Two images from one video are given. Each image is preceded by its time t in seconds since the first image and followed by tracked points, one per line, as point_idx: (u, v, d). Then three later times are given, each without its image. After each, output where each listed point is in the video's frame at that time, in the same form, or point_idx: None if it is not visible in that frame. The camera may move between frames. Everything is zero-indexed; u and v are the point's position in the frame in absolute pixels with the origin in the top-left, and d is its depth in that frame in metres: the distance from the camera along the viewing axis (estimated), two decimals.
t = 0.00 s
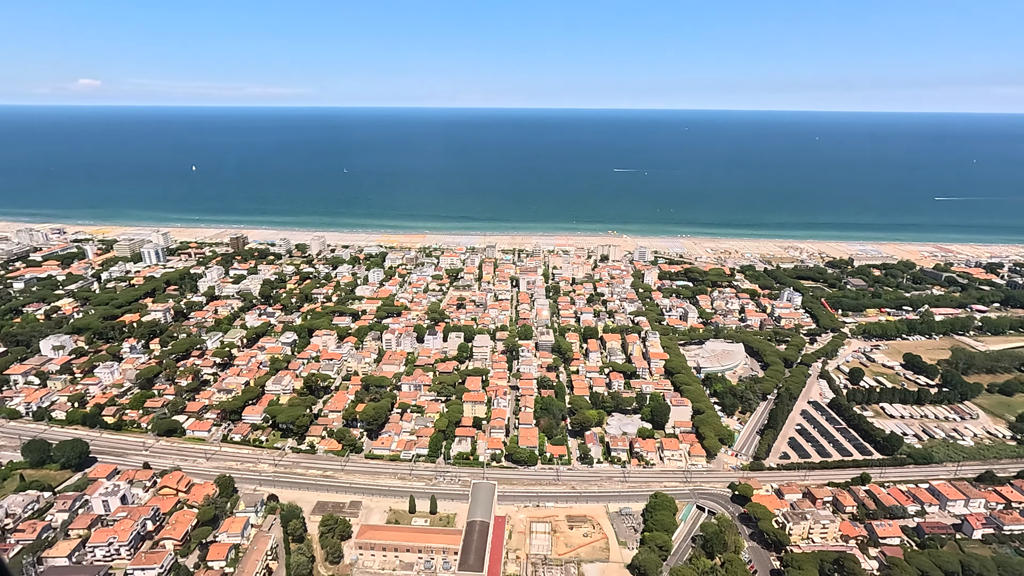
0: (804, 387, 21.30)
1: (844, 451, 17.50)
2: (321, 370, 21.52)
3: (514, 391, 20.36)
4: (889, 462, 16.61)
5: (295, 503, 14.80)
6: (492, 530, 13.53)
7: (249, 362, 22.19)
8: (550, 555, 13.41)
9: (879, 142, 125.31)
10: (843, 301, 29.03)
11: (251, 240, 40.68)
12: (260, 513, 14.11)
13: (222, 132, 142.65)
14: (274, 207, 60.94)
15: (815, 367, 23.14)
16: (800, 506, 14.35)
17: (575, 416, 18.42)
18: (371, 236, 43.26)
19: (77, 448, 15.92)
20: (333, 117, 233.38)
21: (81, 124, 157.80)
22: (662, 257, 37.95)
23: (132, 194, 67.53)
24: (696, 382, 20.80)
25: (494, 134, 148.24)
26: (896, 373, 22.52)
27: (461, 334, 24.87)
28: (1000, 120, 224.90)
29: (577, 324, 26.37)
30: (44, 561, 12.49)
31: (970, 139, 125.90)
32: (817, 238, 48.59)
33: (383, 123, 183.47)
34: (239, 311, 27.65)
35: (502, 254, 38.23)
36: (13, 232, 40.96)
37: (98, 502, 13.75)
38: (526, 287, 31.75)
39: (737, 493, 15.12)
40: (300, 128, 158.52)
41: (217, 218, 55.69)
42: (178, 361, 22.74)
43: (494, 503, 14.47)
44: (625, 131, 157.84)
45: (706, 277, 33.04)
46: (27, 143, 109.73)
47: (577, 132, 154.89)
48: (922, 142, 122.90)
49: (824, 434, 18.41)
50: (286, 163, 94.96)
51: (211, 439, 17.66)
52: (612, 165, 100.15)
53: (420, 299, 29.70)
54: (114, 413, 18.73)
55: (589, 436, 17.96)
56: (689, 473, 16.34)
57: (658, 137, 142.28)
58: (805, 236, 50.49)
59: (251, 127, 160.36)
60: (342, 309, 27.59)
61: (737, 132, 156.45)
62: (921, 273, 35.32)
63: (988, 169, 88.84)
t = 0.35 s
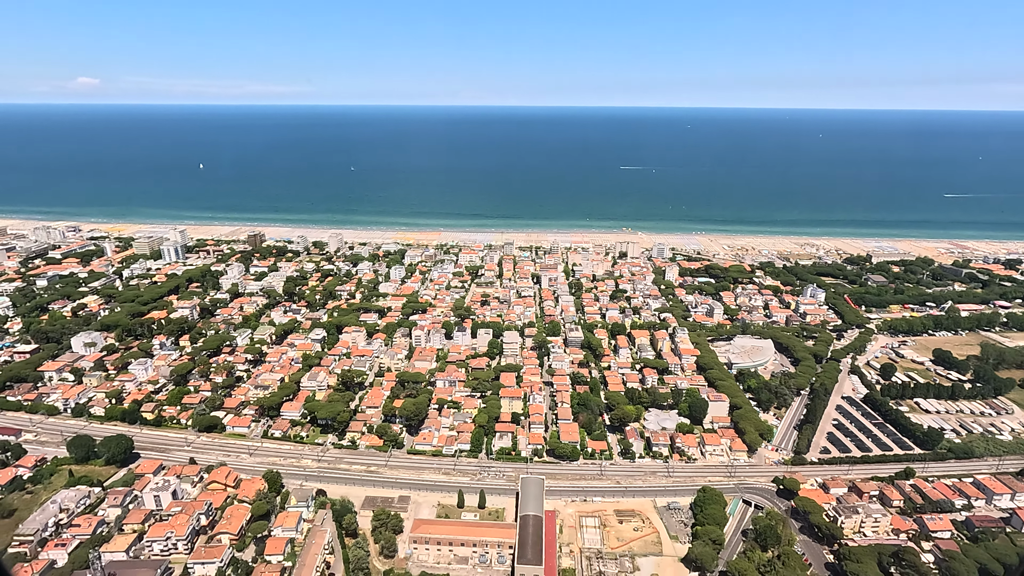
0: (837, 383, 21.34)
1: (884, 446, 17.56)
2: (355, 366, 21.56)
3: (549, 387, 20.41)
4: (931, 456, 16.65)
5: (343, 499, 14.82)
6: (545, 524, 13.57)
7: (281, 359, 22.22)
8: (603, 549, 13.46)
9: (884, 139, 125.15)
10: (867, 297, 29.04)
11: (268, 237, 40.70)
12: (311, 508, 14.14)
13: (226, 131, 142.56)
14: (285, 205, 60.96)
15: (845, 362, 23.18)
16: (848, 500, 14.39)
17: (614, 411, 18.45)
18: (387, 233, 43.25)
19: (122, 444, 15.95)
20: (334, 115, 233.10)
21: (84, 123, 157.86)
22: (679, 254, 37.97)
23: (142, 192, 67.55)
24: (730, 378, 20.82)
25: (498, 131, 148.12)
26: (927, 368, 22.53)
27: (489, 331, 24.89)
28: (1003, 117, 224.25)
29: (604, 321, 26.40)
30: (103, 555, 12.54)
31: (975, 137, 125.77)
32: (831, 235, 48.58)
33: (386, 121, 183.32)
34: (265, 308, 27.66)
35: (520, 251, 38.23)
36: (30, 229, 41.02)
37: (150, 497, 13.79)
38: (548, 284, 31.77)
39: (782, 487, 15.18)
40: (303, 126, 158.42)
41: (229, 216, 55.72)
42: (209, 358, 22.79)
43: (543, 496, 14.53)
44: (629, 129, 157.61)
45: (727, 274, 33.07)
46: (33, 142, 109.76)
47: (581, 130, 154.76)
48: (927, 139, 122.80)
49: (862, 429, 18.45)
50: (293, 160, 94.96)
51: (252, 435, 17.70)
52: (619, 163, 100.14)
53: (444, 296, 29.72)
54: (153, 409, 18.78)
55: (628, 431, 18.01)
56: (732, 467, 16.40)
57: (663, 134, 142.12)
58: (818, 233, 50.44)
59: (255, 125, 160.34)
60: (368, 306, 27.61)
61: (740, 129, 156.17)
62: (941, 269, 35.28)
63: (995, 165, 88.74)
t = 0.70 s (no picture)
0: (871, 378, 21.37)
1: (923, 440, 17.62)
2: (387, 362, 21.61)
3: (584, 383, 20.46)
4: (972, 451, 16.71)
5: (391, 493, 14.87)
6: (597, 517, 13.62)
7: (313, 354, 22.24)
8: (656, 543, 13.51)
9: (889, 136, 125.12)
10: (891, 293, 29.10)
11: (285, 235, 40.70)
12: (362, 503, 14.17)
13: (230, 128, 142.36)
14: (296, 202, 60.95)
15: (875, 358, 23.23)
16: (897, 494, 14.42)
17: (652, 406, 18.48)
18: (403, 230, 43.24)
19: (167, 439, 16.00)
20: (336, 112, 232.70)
21: (87, 120, 157.70)
22: (697, 250, 37.99)
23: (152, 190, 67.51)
24: (763, 373, 20.86)
25: (501, 129, 148.02)
26: (957, 364, 22.59)
27: (518, 327, 24.92)
28: (1006, 114, 223.93)
29: (630, 317, 26.43)
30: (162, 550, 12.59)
31: (980, 134, 125.74)
32: (844, 232, 48.60)
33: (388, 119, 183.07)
34: (290, 304, 27.68)
35: (538, 248, 38.23)
36: (47, 227, 41.01)
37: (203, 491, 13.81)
38: (569, 280, 31.78)
39: (828, 481, 15.22)
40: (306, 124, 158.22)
41: (242, 214, 55.76)
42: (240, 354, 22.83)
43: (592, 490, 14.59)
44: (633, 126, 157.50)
45: (747, 270, 33.09)
46: (38, 140, 109.63)
47: (585, 127, 154.66)
48: (932, 136, 122.73)
49: (899, 424, 18.51)
50: (300, 158, 94.92)
51: (292, 430, 17.73)
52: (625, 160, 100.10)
53: (467, 293, 29.73)
54: (191, 405, 18.81)
55: (668, 425, 18.04)
56: (774, 462, 16.45)
57: (667, 132, 142.01)
58: (831, 230, 50.49)
59: (258, 123, 160.05)
60: (394, 302, 27.65)
61: (744, 126, 156.04)
62: (961, 265, 35.30)
63: (1002, 162, 88.72)
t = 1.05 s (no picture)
0: (904, 373, 21.39)
1: (963, 434, 17.66)
2: (420, 358, 21.64)
3: (619, 379, 20.48)
4: (1013, 445, 16.75)
5: (440, 488, 14.90)
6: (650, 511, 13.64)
7: (345, 351, 22.26)
8: (709, 536, 13.54)
9: (895, 133, 125.01)
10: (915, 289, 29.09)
11: (302, 232, 40.68)
12: (413, 497, 14.24)
13: (234, 126, 142.23)
14: (307, 200, 60.91)
15: (905, 353, 23.24)
16: (945, 488, 14.51)
17: (691, 401, 18.52)
18: (419, 227, 43.19)
19: (212, 435, 16.02)
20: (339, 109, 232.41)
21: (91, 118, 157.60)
22: (716, 247, 37.98)
23: (163, 188, 67.49)
24: (797, 369, 20.89)
25: (506, 127, 147.86)
26: (988, 359, 22.61)
27: (546, 323, 24.94)
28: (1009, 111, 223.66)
29: (657, 313, 26.45)
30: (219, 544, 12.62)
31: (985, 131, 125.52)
32: (858, 229, 48.56)
33: (392, 116, 182.76)
34: (316, 301, 27.68)
35: (557, 245, 38.20)
36: (64, 225, 40.97)
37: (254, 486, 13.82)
38: (591, 277, 31.79)
39: (874, 475, 15.27)
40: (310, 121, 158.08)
41: (255, 212, 55.77)
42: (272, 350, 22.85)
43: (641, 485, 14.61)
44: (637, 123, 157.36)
45: (769, 267, 33.10)
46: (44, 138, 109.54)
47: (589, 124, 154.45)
48: (937, 132, 122.61)
49: (937, 419, 18.55)
50: (307, 155, 94.86)
51: (333, 426, 17.77)
52: (632, 157, 100.00)
53: (491, 289, 29.72)
54: (229, 401, 18.84)
55: (707, 420, 18.08)
56: (817, 457, 16.50)
57: (672, 129, 141.86)
58: (845, 227, 50.50)
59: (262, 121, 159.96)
60: (419, 299, 27.67)
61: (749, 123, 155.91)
62: (980, 261, 35.30)
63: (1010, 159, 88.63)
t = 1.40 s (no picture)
0: (937, 369, 21.42)
1: (1002, 429, 17.70)
2: (453, 354, 21.66)
3: (653, 374, 20.50)
4: None
5: (487, 483, 14.94)
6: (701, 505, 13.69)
7: (377, 347, 22.28)
8: (760, 530, 13.58)
9: (900, 130, 124.88)
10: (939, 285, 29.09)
11: (319, 229, 40.63)
12: (463, 492, 14.32)
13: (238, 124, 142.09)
14: (319, 198, 60.86)
15: (935, 349, 23.28)
16: (992, 481, 14.56)
17: (729, 396, 18.54)
18: (435, 225, 43.16)
19: (256, 431, 16.07)
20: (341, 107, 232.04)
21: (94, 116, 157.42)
22: (734, 244, 37.98)
23: (173, 185, 67.39)
24: (831, 364, 20.91)
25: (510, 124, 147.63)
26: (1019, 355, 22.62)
27: (574, 319, 24.96)
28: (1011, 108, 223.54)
29: (684, 309, 26.46)
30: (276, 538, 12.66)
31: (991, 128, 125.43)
32: (873, 225, 48.53)
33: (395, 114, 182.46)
34: (341, 298, 27.69)
35: (575, 242, 38.18)
36: (81, 222, 40.98)
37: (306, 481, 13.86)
38: (613, 273, 31.81)
39: (920, 469, 15.31)
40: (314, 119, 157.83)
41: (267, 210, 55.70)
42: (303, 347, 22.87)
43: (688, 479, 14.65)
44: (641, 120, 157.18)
45: (790, 263, 33.10)
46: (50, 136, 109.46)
47: (593, 122, 154.32)
48: (942, 129, 122.50)
49: (974, 414, 18.59)
50: (314, 153, 94.76)
51: (373, 422, 17.81)
52: (639, 155, 99.86)
53: (515, 286, 29.72)
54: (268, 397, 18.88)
55: (746, 415, 18.11)
56: (860, 451, 16.54)
57: (677, 126, 141.69)
58: (858, 224, 50.47)
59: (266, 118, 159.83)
60: (445, 296, 27.70)
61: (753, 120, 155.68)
62: (1001, 257, 35.27)
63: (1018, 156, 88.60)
